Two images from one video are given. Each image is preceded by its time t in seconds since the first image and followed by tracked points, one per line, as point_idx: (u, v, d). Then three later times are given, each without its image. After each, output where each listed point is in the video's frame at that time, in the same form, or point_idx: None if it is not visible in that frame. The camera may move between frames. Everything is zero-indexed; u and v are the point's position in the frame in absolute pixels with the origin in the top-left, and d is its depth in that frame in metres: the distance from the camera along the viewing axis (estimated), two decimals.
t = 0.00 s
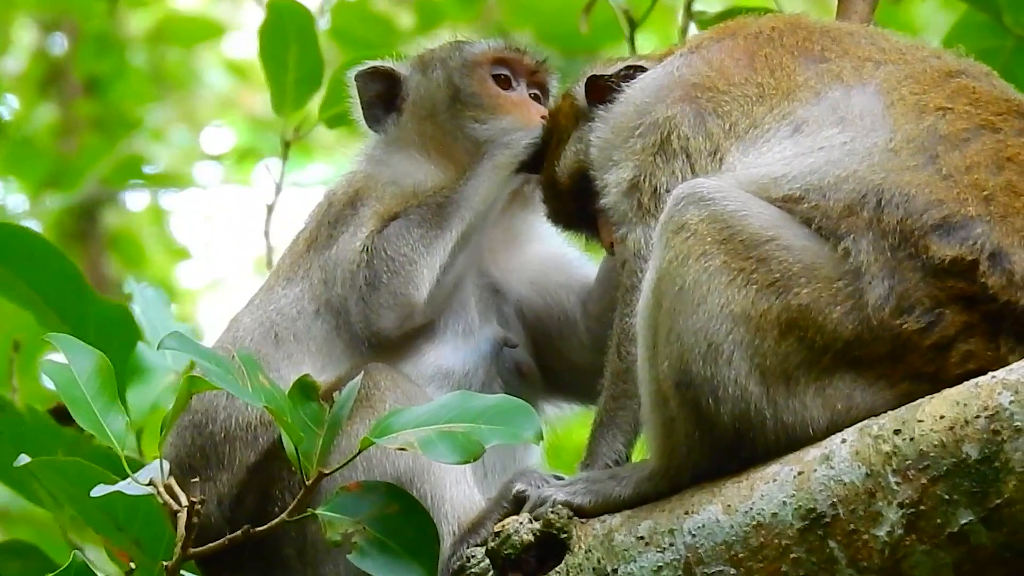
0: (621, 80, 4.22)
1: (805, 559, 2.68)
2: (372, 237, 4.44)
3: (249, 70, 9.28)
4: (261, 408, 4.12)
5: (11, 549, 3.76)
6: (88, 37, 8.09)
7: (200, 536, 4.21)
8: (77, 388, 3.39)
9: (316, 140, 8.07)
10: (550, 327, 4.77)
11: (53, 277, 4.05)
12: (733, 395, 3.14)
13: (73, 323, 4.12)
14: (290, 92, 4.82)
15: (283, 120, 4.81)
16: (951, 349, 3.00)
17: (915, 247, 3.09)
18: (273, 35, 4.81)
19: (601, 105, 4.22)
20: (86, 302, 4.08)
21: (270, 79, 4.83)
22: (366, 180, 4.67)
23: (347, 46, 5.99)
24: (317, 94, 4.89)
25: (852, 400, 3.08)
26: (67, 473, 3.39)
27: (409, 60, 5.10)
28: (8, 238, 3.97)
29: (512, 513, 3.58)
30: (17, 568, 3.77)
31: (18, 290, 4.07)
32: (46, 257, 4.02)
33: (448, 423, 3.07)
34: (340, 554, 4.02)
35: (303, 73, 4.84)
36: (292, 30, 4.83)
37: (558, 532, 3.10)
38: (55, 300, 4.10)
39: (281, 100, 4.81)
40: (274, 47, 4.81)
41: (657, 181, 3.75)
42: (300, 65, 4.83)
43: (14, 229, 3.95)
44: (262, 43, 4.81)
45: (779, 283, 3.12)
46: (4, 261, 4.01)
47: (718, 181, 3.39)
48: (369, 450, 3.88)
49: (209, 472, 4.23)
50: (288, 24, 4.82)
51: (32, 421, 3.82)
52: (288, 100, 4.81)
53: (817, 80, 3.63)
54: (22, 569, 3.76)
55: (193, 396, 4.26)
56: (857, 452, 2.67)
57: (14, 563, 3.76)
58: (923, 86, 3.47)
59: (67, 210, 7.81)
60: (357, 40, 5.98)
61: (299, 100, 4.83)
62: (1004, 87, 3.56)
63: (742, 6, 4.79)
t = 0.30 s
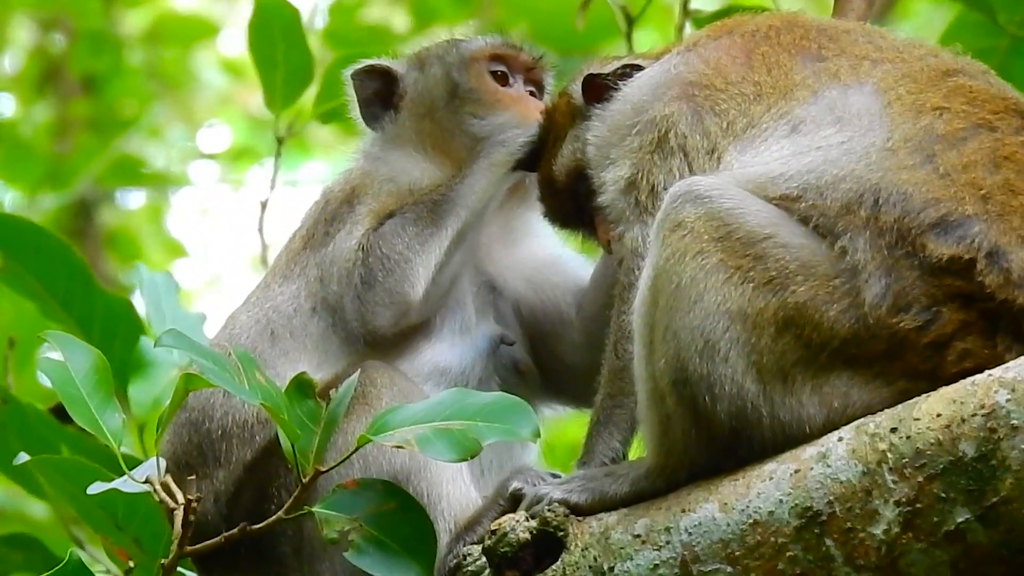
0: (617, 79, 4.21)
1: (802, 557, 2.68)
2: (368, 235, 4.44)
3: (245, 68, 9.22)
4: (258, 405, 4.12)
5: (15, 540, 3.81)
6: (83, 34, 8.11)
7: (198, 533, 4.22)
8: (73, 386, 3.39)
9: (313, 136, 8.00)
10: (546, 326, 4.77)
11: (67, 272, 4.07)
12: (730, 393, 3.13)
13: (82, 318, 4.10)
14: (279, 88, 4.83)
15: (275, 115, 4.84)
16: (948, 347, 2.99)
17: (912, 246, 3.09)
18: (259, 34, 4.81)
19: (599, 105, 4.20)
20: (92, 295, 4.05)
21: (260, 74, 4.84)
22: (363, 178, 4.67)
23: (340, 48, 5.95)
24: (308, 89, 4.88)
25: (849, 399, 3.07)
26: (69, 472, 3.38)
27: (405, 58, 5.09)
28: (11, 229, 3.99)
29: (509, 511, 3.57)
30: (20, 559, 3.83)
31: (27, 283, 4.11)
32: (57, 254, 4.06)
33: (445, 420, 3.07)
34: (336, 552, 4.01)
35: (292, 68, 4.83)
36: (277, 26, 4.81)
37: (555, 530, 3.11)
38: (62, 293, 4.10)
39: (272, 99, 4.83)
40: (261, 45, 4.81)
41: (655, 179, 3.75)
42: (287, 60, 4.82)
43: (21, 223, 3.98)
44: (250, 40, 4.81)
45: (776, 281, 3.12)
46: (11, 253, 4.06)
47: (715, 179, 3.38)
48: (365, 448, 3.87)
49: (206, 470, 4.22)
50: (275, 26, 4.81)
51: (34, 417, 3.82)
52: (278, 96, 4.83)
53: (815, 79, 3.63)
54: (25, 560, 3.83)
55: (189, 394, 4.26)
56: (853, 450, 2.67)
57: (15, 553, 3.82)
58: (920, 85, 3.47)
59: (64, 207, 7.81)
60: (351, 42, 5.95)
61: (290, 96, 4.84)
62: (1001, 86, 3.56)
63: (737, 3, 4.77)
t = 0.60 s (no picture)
0: (616, 78, 4.20)
1: (800, 556, 2.67)
2: (366, 234, 4.44)
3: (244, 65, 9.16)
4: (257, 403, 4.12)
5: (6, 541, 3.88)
6: (79, 32, 8.19)
7: (195, 531, 4.21)
8: (72, 383, 3.39)
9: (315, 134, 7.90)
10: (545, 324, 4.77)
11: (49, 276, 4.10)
12: (728, 391, 3.14)
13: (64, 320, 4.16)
14: (281, 83, 4.84)
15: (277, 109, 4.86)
16: (947, 345, 2.99)
17: (911, 244, 3.09)
18: (262, 28, 4.79)
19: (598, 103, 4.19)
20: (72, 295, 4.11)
21: (262, 70, 4.83)
22: (361, 175, 4.67)
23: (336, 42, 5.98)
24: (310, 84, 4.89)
25: (847, 397, 3.08)
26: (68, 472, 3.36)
27: (405, 55, 5.09)
28: None
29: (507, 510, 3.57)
30: (11, 560, 3.90)
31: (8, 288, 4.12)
32: (37, 254, 4.07)
33: (444, 420, 3.07)
34: (334, 550, 4.01)
35: (294, 63, 4.83)
36: (280, 22, 4.79)
37: (554, 528, 3.11)
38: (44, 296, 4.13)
39: (272, 93, 4.84)
40: (264, 40, 4.80)
41: (654, 177, 3.74)
42: (289, 56, 4.82)
43: (9, 228, 4.01)
44: (252, 35, 4.80)
45: (775, 279, 3.12)
46: None
47: (713, 177, 3.38)
48: (364, 446, 3.87)
49: (204, 467, 4.22)
50: (277, 21, 4.79)
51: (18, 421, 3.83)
52: (280, 91, 4.84)
53: (814, 78, 3.63)
54: (17, 561, 3.90)
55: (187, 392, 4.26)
56: (852, 448, 2.67)
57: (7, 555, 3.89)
58: (919, 84, 3.47)
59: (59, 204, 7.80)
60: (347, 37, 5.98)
61: (291, 92, 4.85)
62: (1000, 84, 3.56)
63: None
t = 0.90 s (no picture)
0: (613, 80, 4.18)
1: (797, 557, 2.67)
2: (357, 236, 4.41)
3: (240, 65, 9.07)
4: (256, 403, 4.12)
5: None
6: (69, 31, 7.99)
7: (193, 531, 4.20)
8: (71, 382, 3.39)
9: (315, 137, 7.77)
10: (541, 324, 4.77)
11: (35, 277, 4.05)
12: (726, 392, 3.13)
13: (52, 319, 4.13)
14: (275, 80, 4.79)
15: (271, 105, 4.81)
16: (945, 346, 2.99)
17: (909, 245, 3.08)
18: (255, 25, 4.71)
19: (594, 108, 4.17)
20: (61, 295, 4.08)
21: (255, 67, 4.78)
22: (357, 174, 4.66)
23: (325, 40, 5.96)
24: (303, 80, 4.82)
25: (845, 398, 3.07)
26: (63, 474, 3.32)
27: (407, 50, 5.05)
28: None
29: (505, 510, 3.57)
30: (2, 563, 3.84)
31: None
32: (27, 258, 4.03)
33: (442, 420, 3.07)
34: (333, 549, 4.01)
35: (287, 61, 4.77)
36: (274, 22, 4.72)
37: (551, 529, 3.11)
38: (33, 297, 4.09)
39: (264, 89, 4.80)
40: (257, 39, 4.72)
41: (651, 178, 3.73)
42: (282, 53, 4.75)
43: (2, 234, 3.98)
44: (244, 33, 4.71)
45: (772, 280, 3.12)
46: None
47: (710, 178, 3.38)
48: (363, 445, 3.89)
49: (203, 467, 4.22)
50: (269, 20, 4.72)
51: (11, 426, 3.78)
52: (273, 87, 4.79)
53: (809, 78, 3.62)
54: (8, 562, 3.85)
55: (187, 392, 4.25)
56: (849, 450, 2.67)
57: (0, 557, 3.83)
58: (914, 83, 3.46)
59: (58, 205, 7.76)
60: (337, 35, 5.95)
61: (285, 86, 4.81)
62: (996, 83, 3.56)
63: None
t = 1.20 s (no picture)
0: (612, 83, 4.18)
1: (796, 561, 2.67)
2: (353, 240, 4.40)
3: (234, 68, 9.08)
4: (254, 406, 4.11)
5: None
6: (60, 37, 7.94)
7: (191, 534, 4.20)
8: (65, 388, 3.39)
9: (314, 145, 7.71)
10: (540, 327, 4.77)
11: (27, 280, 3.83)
12: (725, 396, 3.13)
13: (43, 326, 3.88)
14: (272, 83, 4.67)
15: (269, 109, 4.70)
16: (943, 350, 2.99)
17: (908, 249, 3.09)
18: (252, 26, 4.63)
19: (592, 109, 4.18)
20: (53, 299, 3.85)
21: (252, 71, 4.66)
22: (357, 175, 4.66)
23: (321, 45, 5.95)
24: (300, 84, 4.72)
25: (843, 402, 3.08)
26: (58, 479, 3.26)
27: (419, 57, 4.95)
28: None
29: (503, 514, 3.57)
30: None
31: None
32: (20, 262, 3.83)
33: (441, 415, 3.07)
34: (331, 552, 4.01)
35: (284, 64, 4.66)
36: (270, 22, 4.63)
37: (550, 533, 3.11)
38: (24, 301, 3.84)
39: (261, 90, 4.67)
40: (254, 41, 4.63)
41: (649, 181, 3.75)
42: (278, 55, 4.64)
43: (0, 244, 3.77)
44: (241, 34, 4.64)
45: (772, 284, 3.12)
46: None
47: (708, 181, 3.38)
48: (362, 448, 3.90)
49: (201, 470, 4.21)
50: (268, 17, 4.62)
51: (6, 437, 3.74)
52: (271, 91, 4.68)
53: (808, 81, 3.63)
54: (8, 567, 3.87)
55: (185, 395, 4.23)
56: (849, 454, 2.67)
57: None
58: (913, 86, 3.46)
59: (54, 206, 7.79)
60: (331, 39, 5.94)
61: (282, 89, 4.69)
62: (994, 86, 3.56)
63: None
